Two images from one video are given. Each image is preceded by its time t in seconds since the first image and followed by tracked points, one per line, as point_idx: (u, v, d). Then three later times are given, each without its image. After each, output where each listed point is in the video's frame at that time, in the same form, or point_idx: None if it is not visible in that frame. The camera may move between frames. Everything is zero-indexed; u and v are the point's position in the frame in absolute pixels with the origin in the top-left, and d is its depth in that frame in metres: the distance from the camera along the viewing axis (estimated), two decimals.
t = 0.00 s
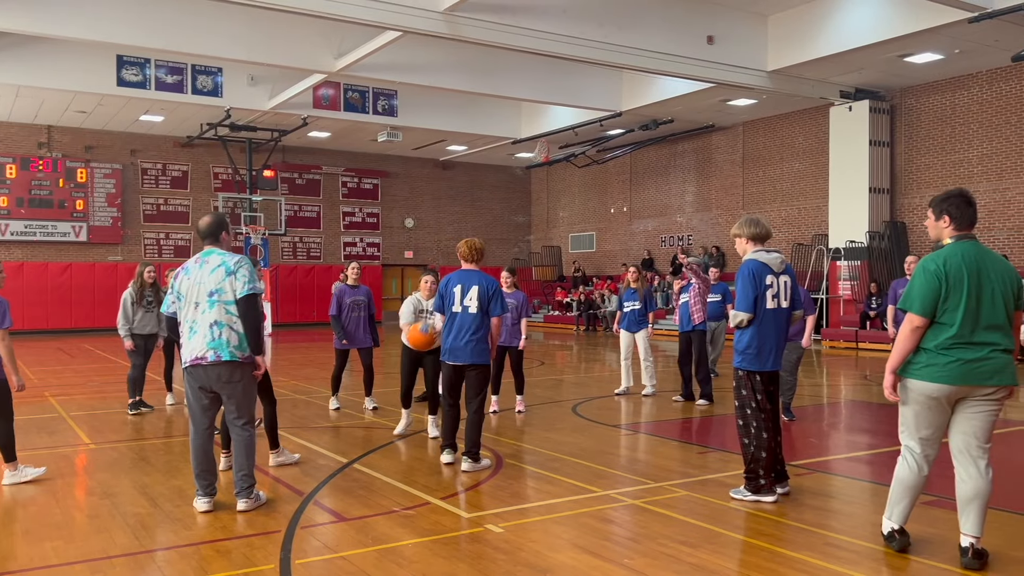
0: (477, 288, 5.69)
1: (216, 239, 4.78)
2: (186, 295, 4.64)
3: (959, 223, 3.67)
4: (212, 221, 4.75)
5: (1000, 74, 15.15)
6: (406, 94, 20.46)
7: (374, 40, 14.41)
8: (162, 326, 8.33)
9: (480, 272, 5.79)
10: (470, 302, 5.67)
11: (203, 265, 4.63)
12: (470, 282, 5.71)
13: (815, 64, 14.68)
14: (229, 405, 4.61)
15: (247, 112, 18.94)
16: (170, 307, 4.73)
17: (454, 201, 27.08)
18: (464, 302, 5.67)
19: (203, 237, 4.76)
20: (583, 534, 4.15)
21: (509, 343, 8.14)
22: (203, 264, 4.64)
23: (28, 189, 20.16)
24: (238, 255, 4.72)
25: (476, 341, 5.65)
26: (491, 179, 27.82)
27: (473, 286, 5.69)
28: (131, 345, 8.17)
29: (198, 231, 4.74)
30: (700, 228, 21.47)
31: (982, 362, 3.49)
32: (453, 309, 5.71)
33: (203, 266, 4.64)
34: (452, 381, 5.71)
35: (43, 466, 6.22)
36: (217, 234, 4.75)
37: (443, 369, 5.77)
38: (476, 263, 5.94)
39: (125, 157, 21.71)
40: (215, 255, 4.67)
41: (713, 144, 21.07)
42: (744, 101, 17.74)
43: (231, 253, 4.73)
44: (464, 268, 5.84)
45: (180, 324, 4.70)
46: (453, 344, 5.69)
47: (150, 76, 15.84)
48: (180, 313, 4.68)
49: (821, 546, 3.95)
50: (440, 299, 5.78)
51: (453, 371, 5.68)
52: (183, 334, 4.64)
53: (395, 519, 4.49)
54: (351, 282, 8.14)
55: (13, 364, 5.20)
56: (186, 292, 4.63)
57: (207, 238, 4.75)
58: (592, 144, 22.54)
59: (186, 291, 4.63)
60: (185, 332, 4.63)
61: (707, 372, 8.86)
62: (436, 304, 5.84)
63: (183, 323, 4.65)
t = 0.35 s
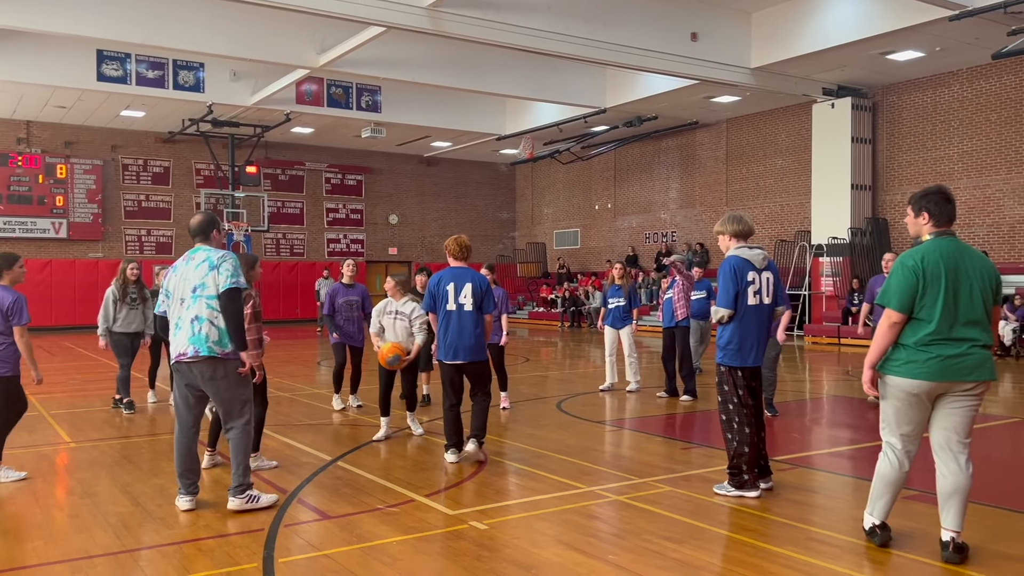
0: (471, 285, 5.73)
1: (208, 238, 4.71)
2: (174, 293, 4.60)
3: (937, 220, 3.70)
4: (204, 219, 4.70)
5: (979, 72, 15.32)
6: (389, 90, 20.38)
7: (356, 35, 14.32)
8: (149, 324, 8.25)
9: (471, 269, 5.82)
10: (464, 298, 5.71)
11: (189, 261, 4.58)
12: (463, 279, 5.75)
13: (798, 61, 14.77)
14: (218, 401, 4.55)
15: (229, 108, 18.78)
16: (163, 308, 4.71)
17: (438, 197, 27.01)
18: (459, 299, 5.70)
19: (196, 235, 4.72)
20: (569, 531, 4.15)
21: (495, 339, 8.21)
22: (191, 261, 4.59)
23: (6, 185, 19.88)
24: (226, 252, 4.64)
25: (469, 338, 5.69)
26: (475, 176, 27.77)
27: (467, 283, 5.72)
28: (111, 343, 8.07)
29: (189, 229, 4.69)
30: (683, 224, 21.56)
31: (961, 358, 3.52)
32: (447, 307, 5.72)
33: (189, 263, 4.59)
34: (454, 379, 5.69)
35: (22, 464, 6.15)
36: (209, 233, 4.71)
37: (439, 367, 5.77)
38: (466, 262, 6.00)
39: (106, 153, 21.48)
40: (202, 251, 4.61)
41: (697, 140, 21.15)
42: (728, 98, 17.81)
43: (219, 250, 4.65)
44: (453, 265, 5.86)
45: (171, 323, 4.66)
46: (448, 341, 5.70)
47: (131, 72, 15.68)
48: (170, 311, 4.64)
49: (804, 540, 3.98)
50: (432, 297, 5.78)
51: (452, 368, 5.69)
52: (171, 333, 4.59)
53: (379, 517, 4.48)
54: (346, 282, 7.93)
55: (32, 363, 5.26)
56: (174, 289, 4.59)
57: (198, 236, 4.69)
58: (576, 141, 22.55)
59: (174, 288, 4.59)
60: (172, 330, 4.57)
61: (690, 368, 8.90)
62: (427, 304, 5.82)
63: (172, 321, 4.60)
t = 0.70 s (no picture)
0: (482, 277, 5.75)
1: (244, 235, 4.64)
2: (197, 285, 4.61)
3: (922, 212, 3.73)
4: (243, 215, 4.62)
5: (965, 65, 15.42)
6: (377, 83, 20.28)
7: (344, 27, 14.23)
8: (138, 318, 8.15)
9: (479, 261, 5.85)
10: (476, 291, 5.73)
11: (215, 256, 4.56)
12: (474, 272, 5.77)
13: (787, 54, 14.81)
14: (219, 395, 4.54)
15: (215, 100, 18.63)
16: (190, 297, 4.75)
17: (426, 190, 26.94)
18: (471, 291, 5.71)
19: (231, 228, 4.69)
20: (558, 522, 4.18)
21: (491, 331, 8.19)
22: (217, 255, 4.57)
23: None
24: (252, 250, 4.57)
25: (482, 331, 5.72)
26: (463, 169, 27.71)
27: (478, 275, 5.75)
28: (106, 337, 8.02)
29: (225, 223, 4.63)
30: (671, 217, 21.61)
31: (946, 350, 3.56)
32: (459, 299, 5.72)
33: (215, 257, 4.56)
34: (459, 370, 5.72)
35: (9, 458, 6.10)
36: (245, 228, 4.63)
37: (446, 358, 5.76)
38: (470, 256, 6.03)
39: (91, 145, 21.28)
40: (229, 247, 4.57)
41: (684, 133, 21.20)
42: (715, 91, 17.84)
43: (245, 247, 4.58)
44: (460, 258, 5.86)
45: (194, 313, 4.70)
46: (461, 333, 5.70)
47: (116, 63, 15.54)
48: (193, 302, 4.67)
49: (792, 530, 4.02)
50: (441, 289, 5.71)
51: (461, 360, 5.69)
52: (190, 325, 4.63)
53: (369, 509, 4.48)
54: (335, 282, 7.98)
55: (58, 352, 5.44)
56: (197, 281, 4.60)
57: (234, 232, 4.63)
58: (564, 134, 22.55)
59: (197, 281, 4.60)
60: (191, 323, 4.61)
61: (678, 361, 8.95)
62: (433, 295, 5.74)
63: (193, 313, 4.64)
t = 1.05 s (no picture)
0: (487, 268, 5.79)
1: (276, 222, 4.65)
2: (226, 273, 4.61)
3: (910, 202, 3.75)
4: (273, 204, 4.62)
5: (956, 56, 15.46)
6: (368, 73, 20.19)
7: (334, 17, 14.15)
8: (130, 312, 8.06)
9: (483, 253, 5.85)
10: (480, 282, 5.76)
11: (243, 245, 4.53)
12: (478, 263, 5.78)
13: (778, 45, 14.84)
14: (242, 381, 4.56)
15: (206, 91, 18.51)
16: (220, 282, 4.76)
17: (418, 180, 26.88)
18: (476, 283, 5.73)
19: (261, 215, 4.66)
20: (552, 511, 4.20)
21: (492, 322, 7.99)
22: (245, 243, 4.54)
23: None
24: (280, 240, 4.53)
25: (487, 323, 5.76)
26: (455, 160, 27.64)
27: (483, 266, 5.77)
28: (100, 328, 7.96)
29: (256, 210, 4.62)
30: (664, 208, 21.63)
31: (935, 339, 3.59)
32: (465, 291, 5.72)
33: (243, 245, 4.54)
34: (462, 360, 5.75)
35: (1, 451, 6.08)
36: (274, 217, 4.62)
37: (448, 349, 5.79)
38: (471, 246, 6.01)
39: (80, 136, 21.11)
40: (258, 235, 4.54)
41: (677, 124, 21.20)
42: (707, 82, 17.83)
43: (273, 236, 4.55)
44: (461, 249, 5.84)
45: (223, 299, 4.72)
46: (465, 324, 5.71)
47: (105, 53, 15.43)
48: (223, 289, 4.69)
49: (784, 519, 4.05)
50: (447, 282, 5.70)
51: (464, 350, 5.72)
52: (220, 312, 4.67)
53: (363, 500, 4.49)
54: (329, 266, 7.89)
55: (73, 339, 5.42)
56: (226, 269, 4.60)
57: (264, 219, 4.61)
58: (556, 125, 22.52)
59: (226, 268, 4.60)
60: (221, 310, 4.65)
61: (671, 351, 8.98)
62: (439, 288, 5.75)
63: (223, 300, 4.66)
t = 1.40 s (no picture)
0: (467, 256, 5.80)
1: (305, 217, 4.65)
2: (255, 265, 4.66)
3: (897, 191, 3.76)
4: (303, 198, 4.63)
5: (946, 46, 15.50)
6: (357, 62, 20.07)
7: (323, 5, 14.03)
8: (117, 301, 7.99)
9: (466, 242, 5.88)
10: (461, 270, 5.77)
11: (272, 237, 4.59)
12: (459, 252, 5.80)
13: (768, 35, 14.84)
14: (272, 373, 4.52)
15: (194, 79, 18.34)
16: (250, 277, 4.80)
17: (408, 170, 26.78)
18: (457, 271, 5.75)
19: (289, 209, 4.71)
20: (542, 499, 4.22)
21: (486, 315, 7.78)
22: (274, 236, 4.60)
23: None
24: (307, 232, 4.58)
25: (470, 310, 5.73)
26: (445, 149, 27.55)
27: (464, 255, 5.79)
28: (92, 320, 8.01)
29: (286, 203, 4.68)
30: (654, 198, 21.65)
31: (921, 328, 3.61)
32: (444, 280, 5.75)
33: (272, 238, 4.59)
34: (449, 348, 5.73)
35: None
36: (303, 211, 4.64)
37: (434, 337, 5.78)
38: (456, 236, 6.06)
39: (67, 125, 20.92)
40: (286, 227, 4.59)
41: (667, 114, 21.20)
42: (698, 71, 17.82)
43: (300, 229, 4.59)
44: (445, 239, 5.87)
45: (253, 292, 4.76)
46: (447, 313, 5.70)
47: (91, 41, 15.28)
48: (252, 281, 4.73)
49: (773, 507, 4.08)
50: (428, 271, 5.78)
51: (450, 338, 5.70)
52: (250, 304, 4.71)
53: (353, 490, 4.49)
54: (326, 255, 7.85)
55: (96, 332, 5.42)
56: (255, 261, 4.65)
57: (294, 213, 4.62)
58: (546, 114, 22.47)
59: (255, 261, 4.65)
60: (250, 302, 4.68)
61: (662, 340, 9.01)
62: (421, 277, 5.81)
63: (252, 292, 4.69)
